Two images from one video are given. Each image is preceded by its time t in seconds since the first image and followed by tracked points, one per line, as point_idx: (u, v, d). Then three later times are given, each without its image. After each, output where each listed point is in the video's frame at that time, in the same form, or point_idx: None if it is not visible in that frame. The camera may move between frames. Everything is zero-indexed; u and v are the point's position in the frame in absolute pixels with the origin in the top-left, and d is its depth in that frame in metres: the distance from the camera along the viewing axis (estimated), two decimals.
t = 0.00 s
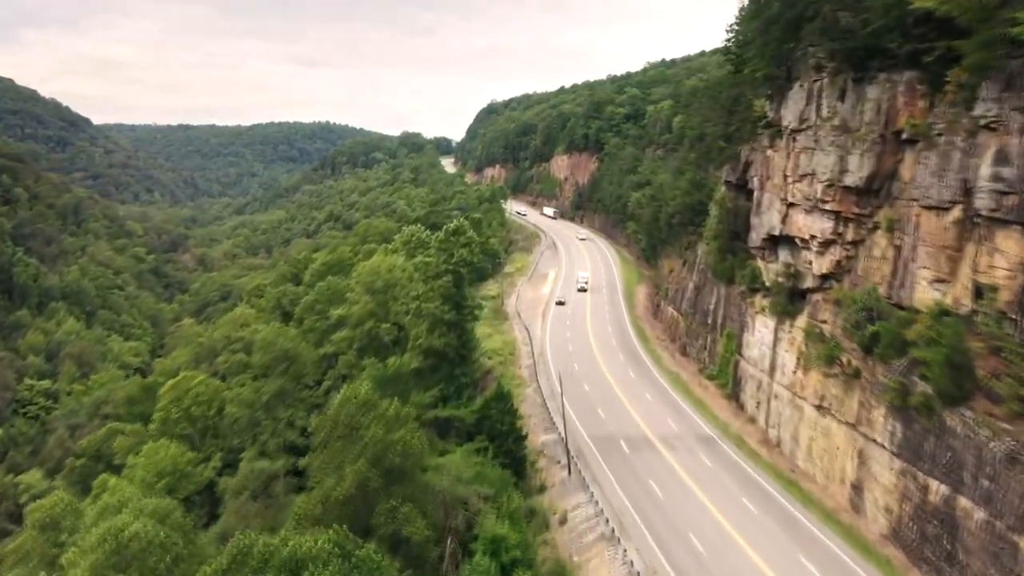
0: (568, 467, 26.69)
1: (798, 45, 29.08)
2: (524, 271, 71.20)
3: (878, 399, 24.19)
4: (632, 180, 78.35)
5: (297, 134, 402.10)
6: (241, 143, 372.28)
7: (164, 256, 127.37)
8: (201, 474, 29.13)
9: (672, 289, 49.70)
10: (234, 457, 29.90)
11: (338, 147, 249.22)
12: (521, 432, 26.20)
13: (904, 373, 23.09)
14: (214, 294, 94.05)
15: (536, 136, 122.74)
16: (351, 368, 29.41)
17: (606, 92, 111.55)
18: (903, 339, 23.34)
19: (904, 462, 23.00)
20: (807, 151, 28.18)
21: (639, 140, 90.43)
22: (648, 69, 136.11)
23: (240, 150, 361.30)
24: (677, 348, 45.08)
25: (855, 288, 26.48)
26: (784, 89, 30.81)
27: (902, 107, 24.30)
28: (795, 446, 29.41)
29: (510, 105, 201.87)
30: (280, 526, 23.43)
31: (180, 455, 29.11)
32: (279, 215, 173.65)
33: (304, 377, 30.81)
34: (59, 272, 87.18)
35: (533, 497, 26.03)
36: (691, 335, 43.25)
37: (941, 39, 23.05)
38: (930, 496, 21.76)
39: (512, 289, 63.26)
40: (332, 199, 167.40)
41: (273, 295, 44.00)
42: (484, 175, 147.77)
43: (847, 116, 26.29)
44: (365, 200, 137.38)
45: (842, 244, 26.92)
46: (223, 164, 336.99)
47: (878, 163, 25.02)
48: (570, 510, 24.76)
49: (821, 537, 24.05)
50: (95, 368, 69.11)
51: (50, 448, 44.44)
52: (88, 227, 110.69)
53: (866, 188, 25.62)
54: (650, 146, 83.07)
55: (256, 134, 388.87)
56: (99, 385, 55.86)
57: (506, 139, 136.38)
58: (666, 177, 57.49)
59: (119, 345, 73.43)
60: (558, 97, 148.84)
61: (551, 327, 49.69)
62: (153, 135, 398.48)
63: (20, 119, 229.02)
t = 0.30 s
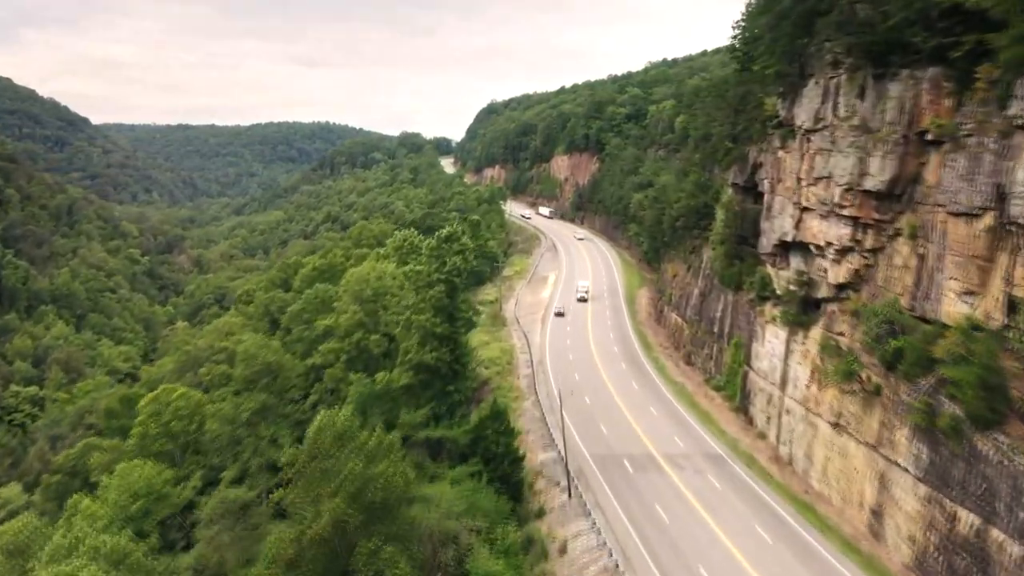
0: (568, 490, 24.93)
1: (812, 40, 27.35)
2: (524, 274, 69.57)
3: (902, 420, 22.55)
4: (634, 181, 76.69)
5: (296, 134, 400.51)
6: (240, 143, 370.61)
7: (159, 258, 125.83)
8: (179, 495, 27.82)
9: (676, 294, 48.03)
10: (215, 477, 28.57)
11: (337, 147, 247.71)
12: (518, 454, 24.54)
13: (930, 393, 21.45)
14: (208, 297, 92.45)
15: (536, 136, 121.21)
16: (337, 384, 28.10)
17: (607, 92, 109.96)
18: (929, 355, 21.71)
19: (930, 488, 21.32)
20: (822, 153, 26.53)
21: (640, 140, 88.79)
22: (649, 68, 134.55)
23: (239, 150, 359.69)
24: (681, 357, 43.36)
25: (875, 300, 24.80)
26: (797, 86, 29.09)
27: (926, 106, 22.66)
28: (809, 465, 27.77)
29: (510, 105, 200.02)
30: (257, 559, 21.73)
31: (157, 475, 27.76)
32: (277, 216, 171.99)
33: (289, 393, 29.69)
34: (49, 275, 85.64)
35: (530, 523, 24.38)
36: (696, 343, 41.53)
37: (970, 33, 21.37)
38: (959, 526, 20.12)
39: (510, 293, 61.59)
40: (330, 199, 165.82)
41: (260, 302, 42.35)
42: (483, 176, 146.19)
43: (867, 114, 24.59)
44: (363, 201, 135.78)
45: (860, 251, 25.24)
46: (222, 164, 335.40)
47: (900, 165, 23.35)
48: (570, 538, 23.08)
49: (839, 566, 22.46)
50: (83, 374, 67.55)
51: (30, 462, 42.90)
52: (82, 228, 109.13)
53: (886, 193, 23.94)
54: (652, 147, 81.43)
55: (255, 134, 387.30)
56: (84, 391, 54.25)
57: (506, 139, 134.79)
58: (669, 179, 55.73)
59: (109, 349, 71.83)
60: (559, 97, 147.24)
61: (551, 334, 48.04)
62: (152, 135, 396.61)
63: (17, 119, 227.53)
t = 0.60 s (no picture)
0: (568, 515, 23.22)
1: (829, 34, 25.67)
2: (523, 277, 67.94)
3: (929, 443, 20.87)
4: (635, 183, 75.06)
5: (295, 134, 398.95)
6: (239, 142, 369.00)
7: (153, 259, 124.14)
8: (156, 517, 26.35)
9: (680, 300, 46.37)
10: (194, 496, 27.04)
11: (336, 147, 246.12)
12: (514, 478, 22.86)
13: (962, 417, 19.81)
14: (202, 300, 90.68)
15: (536, 136, 119.59)
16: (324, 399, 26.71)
17: (608, 91, 108.34)
18: (959, 374, 20.04)
19: (961, 518, 19.62)
20: (840, 154, 24.89)
21: (642, 140, 87.15)
22: (650, 68, 132.93)
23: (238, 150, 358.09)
24: (686, 366, 41.69)
25: (897, 312, 23.12)
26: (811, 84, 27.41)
27: (953, 103, 20.96)
28: (824, 486, 26.12)
29: (510, 105, 198.08)
30: None
31: (130, 497, 26.25)
32: (274, 217, 170.30)
33: (274, 407, 28.32)
34: (39, 277, 83.98)
35: (527, 552, 22.70)
36: (702, 352, 39.86)
37: (1003, 25, 19.68)
38: (991, 561, 18.46)
39: (509, 298, 59.95)
40: (328, 200, 164.21)
41: (248, 308, 40.70)
42: (482, 176, 144.58)
43: (889, 113, 22.91)
44: (360, 202, 134.17)
45: (881, 260, 23.58)
46: (221, 164, 333.76)
47: (925, 168, 21.69)
48: (570, 570, 21.43)
49: None
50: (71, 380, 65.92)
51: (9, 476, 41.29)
52: (74, 230, 107.44)
53: (909, 197, 22.27)
54: (654, 147, 79.77)
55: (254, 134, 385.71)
56: (69, 399, 52.57)
57: (505, 139, 133.18)
58: (672, 180, 53.95)
59: (98, 355, 70.06)
60: (559, 97, 145.61)
61: (551, 342, 46.41)
62: (151, 135, 395.00)
63: (14, 119, 225.83)
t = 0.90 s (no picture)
0: (568, 546, 21.53)
1: (846, 27, 23.93)
2: (522, 279, 66.27)
3: (961, 471, 19.14)
4: (636, 184, 73.36)
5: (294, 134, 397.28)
6: (239, 142, 367.39)
7: (148, 260, 122.35)
8: (129, 543, 24.73)
9: (685, 306, 44.68)
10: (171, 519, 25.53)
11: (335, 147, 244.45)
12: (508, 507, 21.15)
13: (996, 443, 18.12)
14: (196, 302, 88.78)
15: (536, 136, 117.96)
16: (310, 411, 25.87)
17: (609, 90, 106.65)
18: (995, 395, 18.29)
19: (996, 554, 17.90)
20: (861, 155, 23.20)
21: (643, 141, 85.45)
22: (651, 67, 131.26)
23: (236, 150, 356.39)
24: (692, 375, 39.99)
25: (923, 325, 21.42)
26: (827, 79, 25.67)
27: (986, 100, 19.22)
28: (842, 510, 24.42)
29: (510, 105, 196.31)
30: None
31: (100, 521, 24.48)
32: (272, 217, 168.57)
33: (257, 425, 27.10)
34: (28, 280, 82.17)
35: None
36: (708, 362, 38.18)
37: None
38: None
39: (507, 301, 58.27)
40: (326, 200, 162.56)
41: (234, 315, 39.02)
42: (481, 177, 142.96)
43: (914, 111, 21.19)
44: (358, 202, 132.47)
45: (905, 269, 21.88)
46: (219, 164, 332.01)
47: (956, 170, 19.97)
48: None
49: None
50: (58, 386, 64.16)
51: None
52: (67, 231, 105.68)
53: (938, 202, 20.55)
54: (656, 147, 78.09)
55: (253, 134, 384.06)
56: (52, 407, 50.80)
57: (505, 139, 131.51)
58: (676, 181, 52.23)
59: (87, 360, 68.36)
60: (560, 97, 143.93)
61: (550, 350, 44.73)
62: (150, 134, 393.21)
63: (11, 119, 223.90)
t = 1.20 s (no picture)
0: None
1: (867, 19, 22.30)
2: (520, 282, 64.64)
3: (998, 503, 17.47)
4: (638, 184, 71.74)
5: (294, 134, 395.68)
6: (238, 142, 365.72)
7: (143, 262, 120.60)
8: (99, 571, 23.09)
9: (690, 312, 43.04)
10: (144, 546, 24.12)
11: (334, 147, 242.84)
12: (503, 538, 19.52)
13: None
14: (189, 304, 87.03)
15: (536, 136, 116.37)
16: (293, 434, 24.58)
17: (610, 90, 105.09)
18: None
19: None
20: (885, 157, 21.55)
21: (645, 141, 83.85)
22: (653, 67, 129.70)
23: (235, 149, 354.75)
24: (697, 385, 38.32)
25: (952, 341, 19.76)
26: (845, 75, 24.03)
27: None
28: (862, 536, 22.78)
29: (509, 105, 195.08)
30: None
31: (67, 549, 23.06)
32: (269, 217, 166.84)
33: (237, 444, 25.71)
34: (18, 282, 80.40)
35: None
36: (714, 372, 36.53)
37: None
38: None
39: (505, 305, 56.68)
40: (323, 200, 160.86)
41: (220, 323, 37.38)
42: (481, 177, 141.36)
43: (944, 108, 19.50)
44: (356, 203, 130.80)
45: (933, 280, 20.20)
46: (218, 164, 330.36)
47: (991, 173, 18.31)
48: None
49: None
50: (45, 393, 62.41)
51: None
52: (60, 232, 103.87)
53: (970, 207, 18.88)
54: (658, 147, 76.47)
55: (252, 134, 382.46)
56: (35, 416, 49.07)
57: (505, 139, 129.86)
58: (680, 182, 50.51)
59: (76, 365, 66.62)
60: (560, 96, 142.39)
61: (550, 357, 43.14)
62: (148, 134, 391.45)
63: (8, 118, 221.78)
